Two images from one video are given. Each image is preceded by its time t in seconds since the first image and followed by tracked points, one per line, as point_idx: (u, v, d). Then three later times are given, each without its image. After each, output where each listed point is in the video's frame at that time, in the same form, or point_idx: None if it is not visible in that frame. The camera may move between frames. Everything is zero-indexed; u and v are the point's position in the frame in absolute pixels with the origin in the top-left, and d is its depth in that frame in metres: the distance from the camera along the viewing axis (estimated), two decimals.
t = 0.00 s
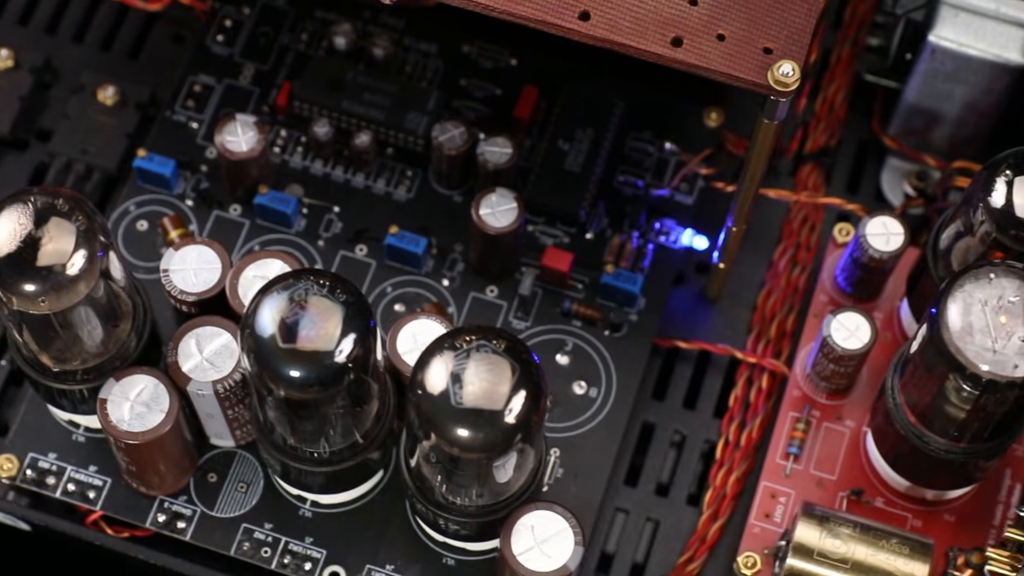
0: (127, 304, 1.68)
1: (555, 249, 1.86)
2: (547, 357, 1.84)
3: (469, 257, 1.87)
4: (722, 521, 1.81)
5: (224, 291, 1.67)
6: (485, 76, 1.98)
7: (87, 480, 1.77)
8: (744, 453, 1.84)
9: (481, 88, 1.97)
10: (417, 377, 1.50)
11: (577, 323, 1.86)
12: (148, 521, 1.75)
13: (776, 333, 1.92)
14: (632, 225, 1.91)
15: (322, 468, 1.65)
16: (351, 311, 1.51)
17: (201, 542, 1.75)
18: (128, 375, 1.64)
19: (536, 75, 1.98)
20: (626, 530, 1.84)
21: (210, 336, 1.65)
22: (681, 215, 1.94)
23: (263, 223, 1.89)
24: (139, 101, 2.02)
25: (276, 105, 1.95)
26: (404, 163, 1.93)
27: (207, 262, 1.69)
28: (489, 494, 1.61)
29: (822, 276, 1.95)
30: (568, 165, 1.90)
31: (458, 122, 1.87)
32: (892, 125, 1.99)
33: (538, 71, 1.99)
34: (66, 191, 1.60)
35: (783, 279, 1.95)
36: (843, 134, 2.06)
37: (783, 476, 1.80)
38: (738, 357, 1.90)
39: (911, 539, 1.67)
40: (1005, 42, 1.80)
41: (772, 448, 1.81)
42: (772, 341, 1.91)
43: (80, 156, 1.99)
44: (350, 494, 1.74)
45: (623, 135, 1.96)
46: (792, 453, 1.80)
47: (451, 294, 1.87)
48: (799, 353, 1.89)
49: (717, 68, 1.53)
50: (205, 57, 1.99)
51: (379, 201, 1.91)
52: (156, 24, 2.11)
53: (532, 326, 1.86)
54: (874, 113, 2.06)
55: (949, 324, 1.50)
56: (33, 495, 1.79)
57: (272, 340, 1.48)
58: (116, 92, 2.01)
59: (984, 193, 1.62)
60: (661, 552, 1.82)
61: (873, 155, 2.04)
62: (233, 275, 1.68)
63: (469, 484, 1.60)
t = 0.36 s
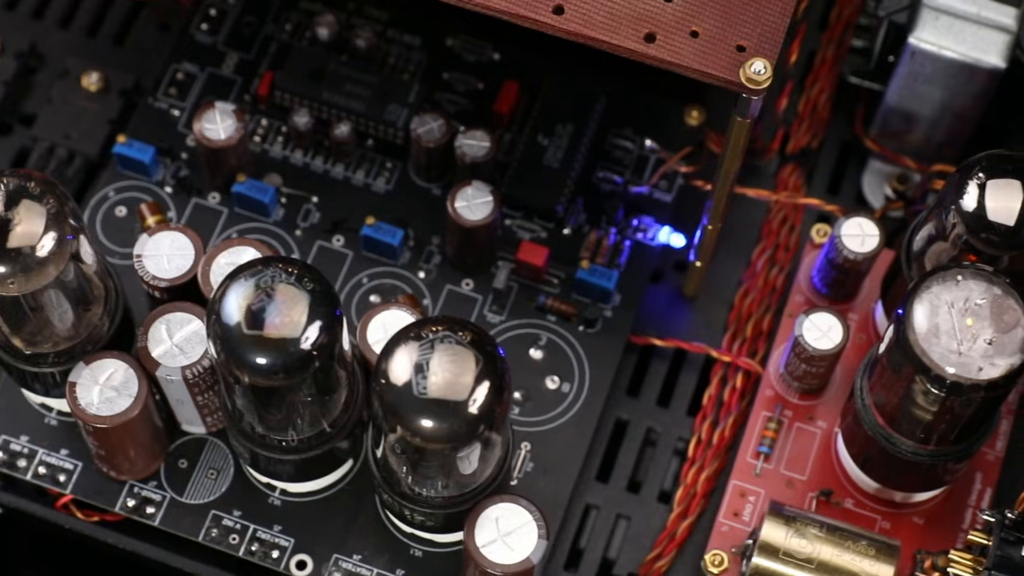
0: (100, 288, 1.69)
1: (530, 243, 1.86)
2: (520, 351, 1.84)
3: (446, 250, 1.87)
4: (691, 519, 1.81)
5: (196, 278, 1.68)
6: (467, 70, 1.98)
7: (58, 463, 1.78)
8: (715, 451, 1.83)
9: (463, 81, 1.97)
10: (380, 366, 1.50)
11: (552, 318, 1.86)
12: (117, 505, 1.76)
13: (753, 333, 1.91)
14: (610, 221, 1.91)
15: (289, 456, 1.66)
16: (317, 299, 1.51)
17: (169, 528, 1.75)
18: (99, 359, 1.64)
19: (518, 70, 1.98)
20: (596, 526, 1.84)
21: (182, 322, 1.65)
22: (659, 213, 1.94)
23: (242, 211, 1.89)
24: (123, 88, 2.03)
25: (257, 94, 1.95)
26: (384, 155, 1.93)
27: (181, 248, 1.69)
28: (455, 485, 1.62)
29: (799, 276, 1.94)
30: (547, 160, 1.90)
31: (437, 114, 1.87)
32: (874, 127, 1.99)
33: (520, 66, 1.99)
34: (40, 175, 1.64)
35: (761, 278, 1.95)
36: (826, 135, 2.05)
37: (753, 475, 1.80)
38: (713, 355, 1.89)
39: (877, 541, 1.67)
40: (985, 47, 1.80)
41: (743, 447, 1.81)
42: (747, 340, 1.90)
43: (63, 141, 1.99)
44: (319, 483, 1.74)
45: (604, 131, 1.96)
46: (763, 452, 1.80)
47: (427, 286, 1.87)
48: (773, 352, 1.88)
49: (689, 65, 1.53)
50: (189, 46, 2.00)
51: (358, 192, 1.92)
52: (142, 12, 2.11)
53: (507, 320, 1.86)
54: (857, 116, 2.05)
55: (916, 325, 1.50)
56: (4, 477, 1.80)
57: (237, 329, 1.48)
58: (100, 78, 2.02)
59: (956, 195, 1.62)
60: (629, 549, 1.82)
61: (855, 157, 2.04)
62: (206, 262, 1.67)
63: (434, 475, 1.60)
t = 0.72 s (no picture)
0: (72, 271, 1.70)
1: (507, 237, 1.86)
2: (494, 344, 1.85)
3: (423, 242, 1.88)
4: (661, 516, 1.81)
5: (169, 265, 1.68)
6: (450, 63, 1.99)
7: (30, 446, 1.78)
8: (687, 449, 1.84)
9: (446, 74, 1.97)
10: (345, 355, 1.50)
11: (527, 313, 1.86)
12: (87, 489, 1.76)
13: (729, 331, 1.91)
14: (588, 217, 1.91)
15: (257, 444, 1.66)
16: (284, 286, 1.51)
17: (138, 513, 1.76)
18: (69, 342, 1.65)
19: (500, 65, 1.99)
20: (566, 521, 1.84)
21: (152, 308, 1.66)
22: (638, 210, 1.94)
23: (221, 199, 1.90)
24: (107, 74, 2.03)
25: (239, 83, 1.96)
26: (364, 146, 1.94)
27: (155, 234, 1.70)
28: (421, 476, 1.62)
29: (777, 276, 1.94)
30: (526, 155, 1.90)
31: (417, 107, 1.87)
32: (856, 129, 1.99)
33: (503, 60, 1.99)
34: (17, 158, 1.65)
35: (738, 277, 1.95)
36: (809, 136, 2.05)
37: (723, 473, 1.80)
38: (688, 353, 1.89)
39: (843, 541, 1.67)
40: (965, 49, 1.80)
41: (714, 445, 1.81)
42: (723, 339, 1.90)
43: (46, 126, 2.00)
44: (288, 472, 1.74)
45: (584, 128, 1.96)
46: (734, 451, 1.80)
47: (403, 278, 1.87)
48: (748, 351, 1.88)
49: (662, 61, 1.53)
50: (173, 34, 2.01)
51: (338, 183, 1.92)
52: None
53: (482, 313, 1.86)
54: (840, 118, 2.04)
55: (882, 326, 1.50)
56: None
57: (204, 316, 1.49)
58: (86, 64, 2.02)
59: (929, 197, 1.61)
60: (599, 544, 1.82)
61: (837, 158, 2.04)
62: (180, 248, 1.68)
63: (401, 465, 1.60)
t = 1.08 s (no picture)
0: (45, 254, 1.71)
1: (482, 230, 1.86)
2: (467, 337, 1.85)
3: (399, 233, 1.88)
4: (629, 512, 1.81)
5: (141, 249, 1.69)
6: (433, 56, 1.99)
7: (1, 427, 1.79)
8: (658, 446, 1.83)
9: (427, 67, 1.97)
10: (309, 343, 1.50)
11: (502, 306, 1.86)
12: (57, 472, 1.77)
13: (704, 330, 1.91)
14: (566, 212, 1.92)
15: (225, 430, 1.66)
16: (250, 272, 1.52)
17: (108, 496, 1.76)
18: (39, 325, 1.65)
19: (481, 58, 1.99)
20: (535, 515, 1.84)
21: (123, 292, 1.67)
22: (615, 206, 1.94)
23: (199, 186, 1.91)
24: (92, 60, 2.03)
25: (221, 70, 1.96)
26: (343, 137, 1.94)
27: (128, 218, 1.70)
28: (386, 465, 1.62)
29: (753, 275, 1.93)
30: (505, 149, 1.91)
31: (396, 98, 1.87)
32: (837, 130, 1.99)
33: (485, 53, 1.99)
34: None
35: (715, 275, 1.95)
36: (791, 137, 2.05)
37: (692, 470, 1.79)
38: (662, 351, 1.89)
39: (808, 541, 1.67)
40: (945, 52, 1.80)
41: (684, 442, 1.80)
42: (698, 336, 1.90)
43: (29, 110, 2.00)
44: (257, 459, 1.75)
45: (565, 123, 1.97)
46: (703, 448, 1.79)
47: (379, 269, 1.88)
48: (722, 349, 1.88)
49: (634, 56, 1.54)
50: (158, 21, 2.01)
51: (317, 172, 1.93)
52: None
53: (456, 305, 1.86)
54: (822, 119, 2.04)
55: (847, 325, 1.50)
56: None
57: (170, 300, 1.49)
58: (70, 48, 2.02)
59: (899, 198, 1.61)
60: (568, 539, 1.82)
61: (819, 160, 2.04)
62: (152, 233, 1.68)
63: (366, 455, 1.61)
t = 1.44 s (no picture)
0: (20, 236, 1.71)
1: (459, 223, 1.86)
2: (441, 329, 1.85)
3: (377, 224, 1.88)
4: (599, 508, 1.81)
5: (116, 234, 1.70)
6: (416, 48, 1.99)
7: None
8: (630, 442, 1.83)
9: (410, 59, 1.98)
10: (275, 329, 1.51)
11: (477, 299, 1.86)
12: (29, 454, 1.78)
13: (680, 327, 1.91)
14: (544, 207, 1.92)
15: (194, 416, 1.66)
16: (218, 258, 1.52)
17: (79, 480, 1.77)
18: (11, 307, 1.66)
19: (464, 52, 1.99)
20: (506, 509, 1.84)
21: (95, 276, 1.68)
22: (594, 201, 1.94)
23: (179, 173, 1.91)
24: (77, 45, 2.03)
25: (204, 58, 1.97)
26: (324, 127, 1.95)
27: (103, 202, 1.71)
28: (353, 454, 1.63)
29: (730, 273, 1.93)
30: (485, 142, 1.91)
31: (376, 89, 1.88)
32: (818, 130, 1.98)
33: (468, 46, 1.99)
34: None
35: (693, 273, 1.94)
36: (774, 137, 2.05)
37: (662, 467, 1.79)
38: (638, 347, 1.88)
39: (775, 540, 1.67)
40: (925, 54, 1.79)
41: (655, 439, 1.80)
42: (674, 334, 1.89)
43: (13, 94, 1.99)
44: (228, 446, 1.75)
45: (546, 118, 1.97)
46: (674, 446, 1.79)
47: (356, 260, 1.88)
48: (696, 346, 1.88)
49: (607, 51, 1.54)
50: (143, 8, 2.02)
51: (297, 162, 1.93)
52: None
53: (432, 297, 1.87)
54: (804, 120, 2.04)
55: (813, 325, 1.50)
56: None
57: (138, 285, 1.50)
58: (55, 34, 2.01)
59: (871, 199, 1.61)
60: (538, 533, 1.82)
61: (801, 160, 2.03)
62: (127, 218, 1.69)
63: (334, 442, 1.62)
